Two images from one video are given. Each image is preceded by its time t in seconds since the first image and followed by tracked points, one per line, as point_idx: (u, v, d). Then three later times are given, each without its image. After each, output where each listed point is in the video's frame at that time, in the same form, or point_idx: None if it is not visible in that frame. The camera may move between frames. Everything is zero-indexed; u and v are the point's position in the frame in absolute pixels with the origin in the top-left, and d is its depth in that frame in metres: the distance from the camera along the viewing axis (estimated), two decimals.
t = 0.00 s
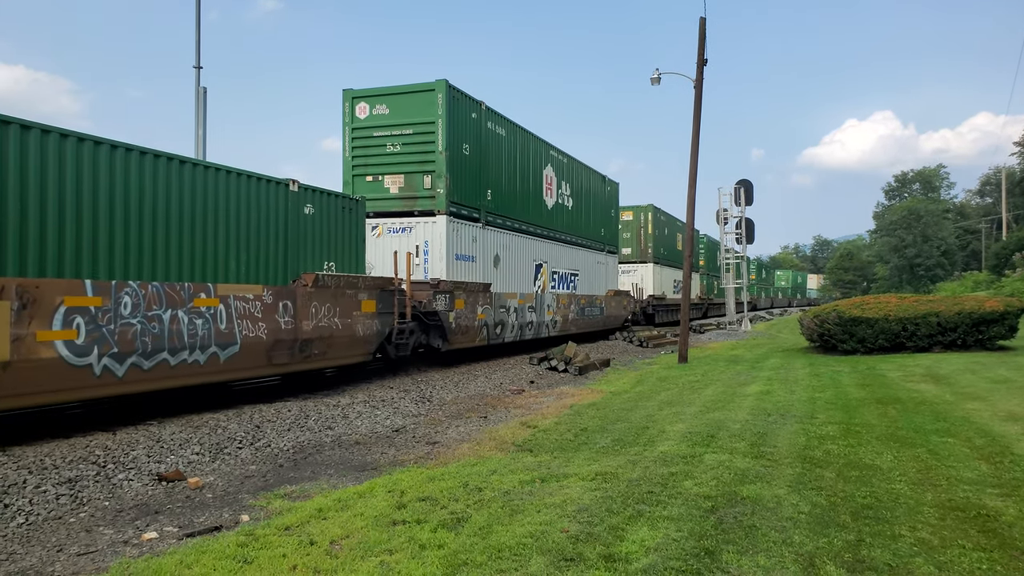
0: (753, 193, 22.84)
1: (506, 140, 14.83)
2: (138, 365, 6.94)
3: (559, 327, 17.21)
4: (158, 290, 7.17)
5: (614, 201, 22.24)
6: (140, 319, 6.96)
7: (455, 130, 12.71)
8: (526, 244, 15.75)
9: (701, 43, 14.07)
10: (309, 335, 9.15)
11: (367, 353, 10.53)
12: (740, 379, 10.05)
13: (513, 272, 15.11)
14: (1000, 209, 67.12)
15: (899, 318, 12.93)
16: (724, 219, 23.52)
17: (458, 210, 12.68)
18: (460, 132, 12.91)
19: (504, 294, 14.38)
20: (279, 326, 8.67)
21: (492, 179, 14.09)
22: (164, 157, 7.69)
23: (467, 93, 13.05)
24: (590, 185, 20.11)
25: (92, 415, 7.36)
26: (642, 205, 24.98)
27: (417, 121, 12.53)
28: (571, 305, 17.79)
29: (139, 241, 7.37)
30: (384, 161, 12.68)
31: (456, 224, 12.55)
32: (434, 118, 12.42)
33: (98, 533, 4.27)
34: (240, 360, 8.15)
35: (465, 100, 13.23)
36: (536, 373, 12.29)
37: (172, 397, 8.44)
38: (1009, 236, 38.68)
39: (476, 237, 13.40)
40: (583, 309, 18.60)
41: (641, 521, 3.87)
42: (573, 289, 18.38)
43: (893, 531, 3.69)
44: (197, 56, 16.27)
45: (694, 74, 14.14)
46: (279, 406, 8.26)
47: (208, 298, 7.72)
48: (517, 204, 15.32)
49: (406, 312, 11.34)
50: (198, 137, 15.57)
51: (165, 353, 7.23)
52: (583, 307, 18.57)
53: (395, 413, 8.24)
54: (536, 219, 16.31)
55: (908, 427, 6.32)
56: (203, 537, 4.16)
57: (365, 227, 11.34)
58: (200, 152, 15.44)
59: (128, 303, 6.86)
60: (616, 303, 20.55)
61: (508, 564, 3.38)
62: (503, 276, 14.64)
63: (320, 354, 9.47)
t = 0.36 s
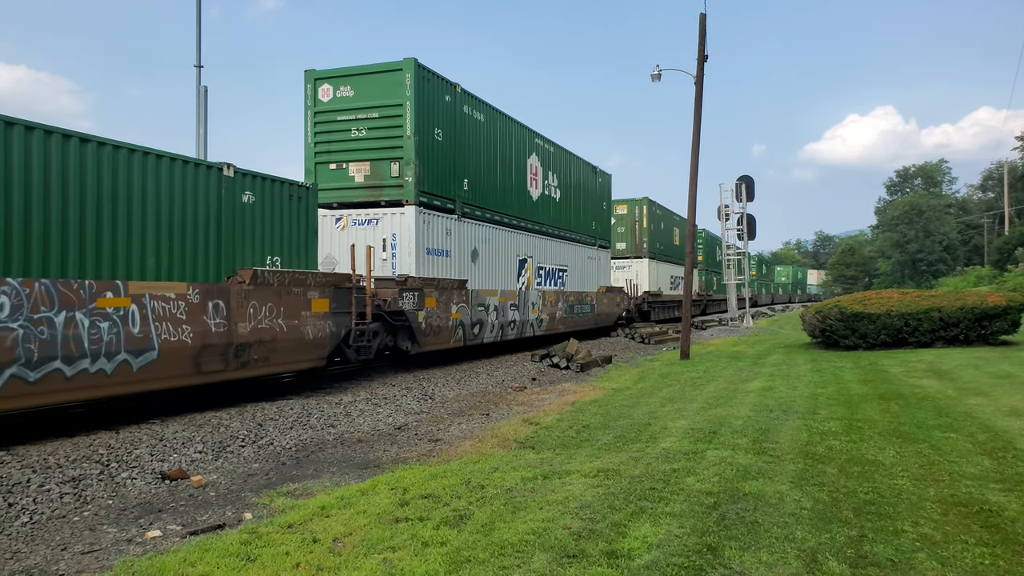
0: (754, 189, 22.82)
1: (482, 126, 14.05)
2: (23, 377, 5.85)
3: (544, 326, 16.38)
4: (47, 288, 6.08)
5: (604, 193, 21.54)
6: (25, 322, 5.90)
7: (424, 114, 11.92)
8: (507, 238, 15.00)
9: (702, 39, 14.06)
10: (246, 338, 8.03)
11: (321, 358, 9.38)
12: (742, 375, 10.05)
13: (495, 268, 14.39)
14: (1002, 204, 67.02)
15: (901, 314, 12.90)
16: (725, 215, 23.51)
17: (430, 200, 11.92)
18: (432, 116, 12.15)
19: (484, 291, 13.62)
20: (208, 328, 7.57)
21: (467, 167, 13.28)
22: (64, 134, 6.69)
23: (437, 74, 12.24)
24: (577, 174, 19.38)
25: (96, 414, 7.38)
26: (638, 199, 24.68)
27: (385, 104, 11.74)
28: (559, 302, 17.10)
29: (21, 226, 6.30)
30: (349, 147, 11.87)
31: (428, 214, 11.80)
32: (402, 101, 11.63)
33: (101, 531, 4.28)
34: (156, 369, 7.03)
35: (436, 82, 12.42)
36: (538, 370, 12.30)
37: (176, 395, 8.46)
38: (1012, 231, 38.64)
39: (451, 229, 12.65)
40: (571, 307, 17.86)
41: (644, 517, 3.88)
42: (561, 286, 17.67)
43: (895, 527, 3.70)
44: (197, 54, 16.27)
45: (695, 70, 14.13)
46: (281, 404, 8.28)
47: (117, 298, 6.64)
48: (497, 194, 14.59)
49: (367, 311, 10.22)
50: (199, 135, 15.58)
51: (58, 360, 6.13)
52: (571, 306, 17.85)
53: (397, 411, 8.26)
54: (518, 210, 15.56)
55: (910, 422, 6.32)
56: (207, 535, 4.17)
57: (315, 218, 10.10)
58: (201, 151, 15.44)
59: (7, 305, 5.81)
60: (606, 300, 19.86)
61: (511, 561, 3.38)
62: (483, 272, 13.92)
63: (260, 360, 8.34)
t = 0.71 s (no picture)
0: (755, 187, 22.82)
1: (453, 109, 12.69)
2: None
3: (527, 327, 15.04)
4: None
5: (593, 185, 20.41)
6: None
7: (386, 96, 10.56)
8: (487, 232, 13.79)
9: (703, 37, 14.05)
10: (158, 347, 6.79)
11: (259, 366, 8.08)
12: (743, 373, 10.04)
13: (473, 265, 13.10)
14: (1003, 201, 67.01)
15: (903, 311, 12.91)
16: (726, 213, 23.52)
17: (395, 191, 10.68)
18: (395, 97, 10.82)
19: (458, 290, 12.32)
20: (111, 334, 6.33)
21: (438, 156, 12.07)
22: None
23: (400, 51, 10.83)
24: (563, 164, 18.22)
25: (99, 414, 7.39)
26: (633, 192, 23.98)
27: (341, 84, 10.31)
28: (543, 301, 15.90)
29: None
30: (303, 133, 10.46)
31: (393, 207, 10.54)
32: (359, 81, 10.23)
33: (104, 531, 4.29)
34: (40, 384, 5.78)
35: (400, 60, 10.99)
36: (539, 368, 12.31)
37: (178, 394, 8.46)
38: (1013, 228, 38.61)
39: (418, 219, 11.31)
40: (557, 307, 16.62)
41: (646, 515, 3.88)
42: (547, 284, 16.46)
43: (897, 524, 3.69)
44: (198, 55, 16.29)
45: (696, 68, 14.12)
46: (283, 403, 8.28)
47: None
48: (474, 185, 13.39)
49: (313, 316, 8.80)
50: (199, 136, 15.58)
51: None
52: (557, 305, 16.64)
53: (399, 410, 8.27)
54: (497, 202, 14.38)
55: (911, 419, 6.32)
56: (209, 534, 4.17)
57: (252, 204, 9.51)
58: (202, 151, 15.46)
59: None
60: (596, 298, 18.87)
61: (513, 559, 3.39)
62: (459, 269, 12.61)
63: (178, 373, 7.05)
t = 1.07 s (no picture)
0: (757, 185, 22.80)
1: (422, 94, 11.99)
2: None
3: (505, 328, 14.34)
4: None
5: (582, 180, 19.72)
6: None
7: (341, 75, 9.85)
8: (463, 226, 13.07)
9: (704, 36, 14.05)
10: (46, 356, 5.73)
11: (183, 376, 7.12)
12: (745, 372, 10.03)
13: (447, 262, 12.42)
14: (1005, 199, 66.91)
15: (905, 309, 12.90)
16: (728, 212, 23.50)
17: (352, 178, 9.96)
18: (353, 77, 10.12)
19: (428, 288, 11.64)
20: None
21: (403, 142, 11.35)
22: None
23: (357, 27, 10.14)
24: (549, 156, 17.52)
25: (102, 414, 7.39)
26: (627, 187, 23.26)
27: (293, 65, 9.62)
28: (526, 301, 15.23)
29: None
30: (253, 117, 9.80)
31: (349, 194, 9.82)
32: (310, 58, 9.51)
33: (108, 531, 4.30)
34: None
35: (358, 37, 10.30)
36: (541, 368, 12.31)
37: (181, 393, 8.48)
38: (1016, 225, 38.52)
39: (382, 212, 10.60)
40: (539, 307, 15.93)
41: (648, 514, 3.89)
42: (531, 283, 15.79)
43: (900, 522, 3.70)
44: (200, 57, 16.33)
45: (697, 67, 14.12)
46: (285, 403, 8.29)
47: None
48: (448, 175, 12.68)
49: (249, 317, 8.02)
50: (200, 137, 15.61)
51: None
52: (539, 305, 15.97)
53: (401, 409, 8.28)
54: (475, 193, 13.67)
55: (914, 417, 6.32)
56: (213, 534, 4.18)
57: (176, 193, 8.19)
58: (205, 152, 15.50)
59: None
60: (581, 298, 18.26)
61: (516, 558, 3.39)
62: (431, 267, 11.92)
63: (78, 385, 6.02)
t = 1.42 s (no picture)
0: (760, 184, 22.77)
1: (388, 73, 11.07)
2: None
3: (481, 329, 13.51)
4: None
5: (570, 172, 18.75)
6: None
7: (289, 47, 8.94)
8: (434, 218, 12.14)
9: (708, 36, 14.04)
10: None
11: (83, 387, 6.30)
12: (746, 371, 10.02)
13: (416, 258, 11.53)
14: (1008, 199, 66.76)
15: (907, 310, 12.89)
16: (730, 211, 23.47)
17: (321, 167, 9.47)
18: (303, 49, 9.21)
19: (392, 285, 10.77)
20: None
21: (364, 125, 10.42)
22: None
23: None
24: (535, 146, 16.60)
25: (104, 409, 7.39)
26: (620, 181, 22.20)
27: (235, 36, 8.74)
28: (505, 301, 14.39)
29: None
30: (191, 92, 8.92)
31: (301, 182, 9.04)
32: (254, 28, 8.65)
33: (109, 527, 4.30)
34: None
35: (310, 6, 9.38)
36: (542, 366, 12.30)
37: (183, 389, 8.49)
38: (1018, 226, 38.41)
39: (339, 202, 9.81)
40: (518, 307, 15.04)
41: (649, 513, 3.89)
42: (512, 281, 14.96)
43: (901, 523, 3.69)
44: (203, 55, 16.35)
45: (701, 66, 14.11)
46: (287, 400, 8.30)
47: None
48: (418, 161, 11.76)
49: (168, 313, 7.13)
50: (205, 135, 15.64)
51: None
52: (520, 305, 15.09)
53: (402, 407, 8.28)
54: (450, 182, 12.74)
55: (915, 418, 6.32)
56: (214, 530, 4.18)
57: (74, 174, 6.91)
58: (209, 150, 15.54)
59: None
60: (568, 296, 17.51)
61: (516, 556, 3.40)
62: (397, 263, 11.05)
63: None
